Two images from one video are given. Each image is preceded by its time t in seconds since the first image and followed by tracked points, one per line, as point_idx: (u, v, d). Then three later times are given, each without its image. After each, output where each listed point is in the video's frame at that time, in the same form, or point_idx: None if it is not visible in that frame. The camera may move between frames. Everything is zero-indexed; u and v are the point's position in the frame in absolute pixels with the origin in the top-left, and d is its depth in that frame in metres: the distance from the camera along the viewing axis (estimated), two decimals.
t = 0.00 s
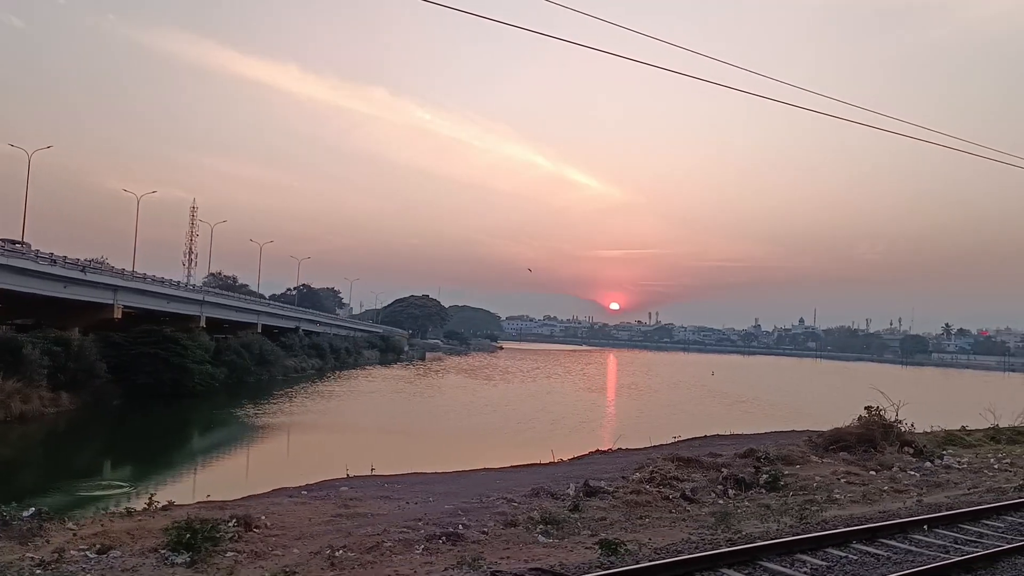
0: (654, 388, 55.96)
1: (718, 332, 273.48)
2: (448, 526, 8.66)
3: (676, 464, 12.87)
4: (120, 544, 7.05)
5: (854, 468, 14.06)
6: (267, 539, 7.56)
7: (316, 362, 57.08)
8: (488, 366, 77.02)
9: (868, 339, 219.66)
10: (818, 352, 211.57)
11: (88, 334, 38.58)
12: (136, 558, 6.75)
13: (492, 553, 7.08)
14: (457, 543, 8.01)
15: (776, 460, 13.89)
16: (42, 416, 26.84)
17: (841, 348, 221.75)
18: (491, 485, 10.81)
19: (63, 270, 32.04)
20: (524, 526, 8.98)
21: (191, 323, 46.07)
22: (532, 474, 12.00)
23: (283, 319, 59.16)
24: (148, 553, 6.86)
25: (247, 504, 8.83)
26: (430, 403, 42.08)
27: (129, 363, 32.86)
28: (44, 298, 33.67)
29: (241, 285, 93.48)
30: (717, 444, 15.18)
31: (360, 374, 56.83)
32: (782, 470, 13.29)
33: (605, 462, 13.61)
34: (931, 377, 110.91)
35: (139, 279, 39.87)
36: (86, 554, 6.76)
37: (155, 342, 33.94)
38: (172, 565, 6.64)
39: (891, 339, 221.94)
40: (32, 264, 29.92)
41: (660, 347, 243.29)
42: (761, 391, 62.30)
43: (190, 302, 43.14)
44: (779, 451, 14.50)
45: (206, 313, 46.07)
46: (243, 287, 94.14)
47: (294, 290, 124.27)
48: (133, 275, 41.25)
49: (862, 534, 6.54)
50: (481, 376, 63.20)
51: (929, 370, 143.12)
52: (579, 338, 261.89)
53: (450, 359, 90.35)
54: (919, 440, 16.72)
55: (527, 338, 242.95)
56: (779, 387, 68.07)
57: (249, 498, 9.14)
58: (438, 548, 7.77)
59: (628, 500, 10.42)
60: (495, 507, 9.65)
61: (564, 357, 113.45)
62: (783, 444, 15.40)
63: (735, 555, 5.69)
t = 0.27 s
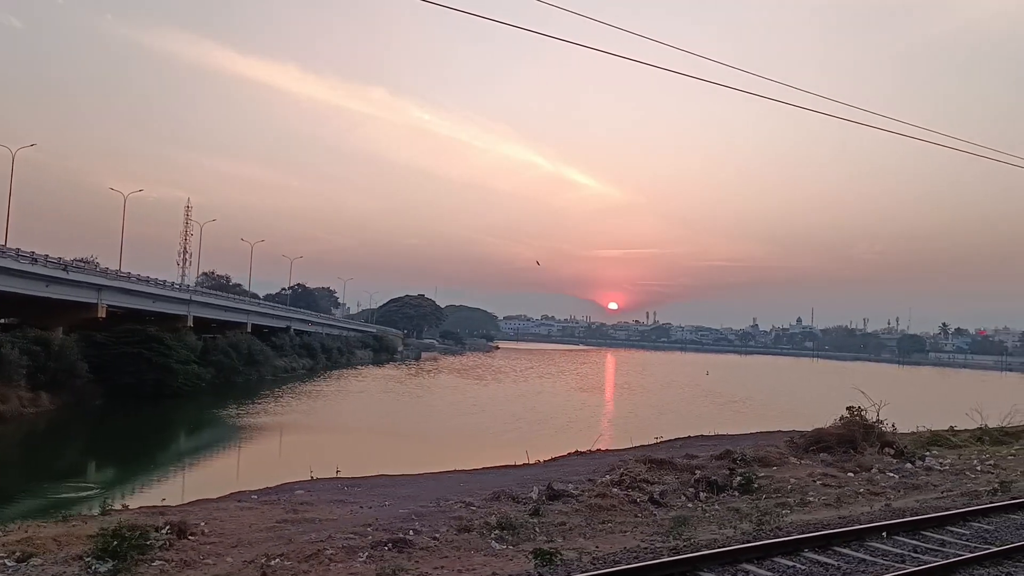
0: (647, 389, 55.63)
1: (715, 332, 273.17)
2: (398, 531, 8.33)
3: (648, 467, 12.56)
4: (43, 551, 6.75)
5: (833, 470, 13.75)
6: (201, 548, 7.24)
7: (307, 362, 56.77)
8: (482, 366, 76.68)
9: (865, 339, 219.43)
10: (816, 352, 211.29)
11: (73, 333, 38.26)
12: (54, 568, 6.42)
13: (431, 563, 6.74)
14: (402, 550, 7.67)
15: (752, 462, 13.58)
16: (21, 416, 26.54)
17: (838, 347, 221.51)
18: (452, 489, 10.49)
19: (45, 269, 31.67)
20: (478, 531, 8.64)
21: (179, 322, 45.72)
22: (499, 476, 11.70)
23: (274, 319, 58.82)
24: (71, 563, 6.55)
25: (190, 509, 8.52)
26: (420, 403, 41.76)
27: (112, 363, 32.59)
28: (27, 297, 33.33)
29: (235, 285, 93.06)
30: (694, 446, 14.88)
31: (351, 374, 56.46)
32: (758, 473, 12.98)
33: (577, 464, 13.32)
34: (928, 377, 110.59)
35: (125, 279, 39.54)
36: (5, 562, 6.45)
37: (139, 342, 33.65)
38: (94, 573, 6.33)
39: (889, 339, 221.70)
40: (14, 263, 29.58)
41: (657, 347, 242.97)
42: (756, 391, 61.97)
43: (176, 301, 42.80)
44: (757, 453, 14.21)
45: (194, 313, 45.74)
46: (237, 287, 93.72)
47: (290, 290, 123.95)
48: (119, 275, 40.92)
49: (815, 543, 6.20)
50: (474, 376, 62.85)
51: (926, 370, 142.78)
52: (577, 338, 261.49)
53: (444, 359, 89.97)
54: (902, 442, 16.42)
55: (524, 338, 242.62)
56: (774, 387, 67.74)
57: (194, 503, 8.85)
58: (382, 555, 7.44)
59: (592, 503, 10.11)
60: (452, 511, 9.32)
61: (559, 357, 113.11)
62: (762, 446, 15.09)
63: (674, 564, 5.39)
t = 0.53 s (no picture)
0: (639, 389, 55.31)
1: (713, 331, 272.93)
2: (345, 537, 8.02)
3: (620, 469, 12.25)
4: None
5: (811, 473, 13.43)
6: (131, 556, 6.94)
7: (299, 362, 56.50)
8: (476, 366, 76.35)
9: (863, 339, 219.06)
10: (813, 352, 210.89)
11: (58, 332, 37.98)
12: None
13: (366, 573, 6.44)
14: (344, 556, 7.37)
15: (728, 465, 13.25)
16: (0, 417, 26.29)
17: (836, 347, 221.17)
18: (411, 492, 10.16)
19: (28, 268, 31.38)
20: (430, 536, 8.33)
21: (167, 322, 45.44)
22: (464, 479, 11.40)
23: (265, 319, 58.52)
24: None
25: (131, 515, 8.26)
26: (409, 403, 41.47)
27: (95, 363, 32.35)
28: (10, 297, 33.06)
29: (228, 285, 92.73)
30: (671, 448, 14.56)
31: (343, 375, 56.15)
32: (732, 475, 12.66)
33: (549, 466, 13.03)
34: (925, 377, 110.21)
35: (111, 279, 39.24)
36: None
37: (122, 341, 33.41)
38: None
39: (887, 339, 221.34)
40: None
41: (655, 347, 242.62)
42: (750, 391, 61.62)
43: (164, 301, 42.51)
44: (734, 454, 13.90)
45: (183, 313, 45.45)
46: (230, 287, 93.38)
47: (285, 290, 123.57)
48: (105, 274, 40.64)
49: (763, 553, 5.89)
50: (467, 377, 62.56)
51: (923, 370, 142.41)
52: (574, 338, 261.13)
53: (438, 359, 89.63)
54: (884, 443, 16.12)
55: (522, 338, 242.27)
56: (769, 387, 67.41)
57: (136, 509, 8.60)
58: (321, 563, 7.13)
59: (554, 507, 9.79)
60: (407, 516, 8.99)
61: (555, 357, 112.74)
62: (740, 447, 14.79)
63: None
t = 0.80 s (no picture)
0: (632, 389, 55.01)
1: (712, 331, 272.48)
2: (288, 544, 7.72)
3: (591, 472, 11.94)
4: None
5: (788, 475, 13.11)
6: (56, 565, 6.66)
7: (291, 362, 56.24)
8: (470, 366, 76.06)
9: (861, 339, 218.71)
10: (812, 352, 210.55)
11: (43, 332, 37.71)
12: None
13: None
14: (283, 565, 7.06)
15: (704, 467, 12.96)
16: None
17: (834, 347, 220.81)
18: (369, 497, 9.83)
19: (11, 267, 31.10)
20: (379, 543, 8.01)
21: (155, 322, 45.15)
22: (428, 482, 11.09)
23: (258, 319, 58.23)
24: None
25: (67, 523, 7.99)
26: (399, 403, 41.14)
27: (79, 363, 32.11)
28: None
29: (223, 285, 92.42)
30: (647, 451, 14.26)
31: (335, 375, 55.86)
32: (706, 479, 12.35)
33: (519, 469, 12.72)
34: (923, 377, 109.84)
35: (98, 278, 38.96)
36: None
37: (106, 341, 33.19)
38: None
39: (885, 339, 221.02)
40: None
41: (653, 347, 242.31)
42: (745, 391, 61.27)
43: (152, 300, 42.21)
44: (710, 456, 13.60)
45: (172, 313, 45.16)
46: (225, 287, 93.13)
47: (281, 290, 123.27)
48: (92, 274, 40.37)
49: (702, 562, 5.59)
50: (460, 377, 62.23)
51: (921, 370, 142.05)
52: (573, 338, 260.83)
53: (434, 360, 89.29)
54: (867, 445, 15.81)
55: (520, 338, 241.93)
56: (765, 387, 67.07)
57: (75, 516, 8.35)
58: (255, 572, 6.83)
59: (515, 512, 9.46)
60: (359, 522, 8.66)
61: (551, 358, 112.41)
62: (717, 449, 14.48)
63: None
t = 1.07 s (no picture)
0: (625, 389, 54.63)
1: (710, 331, 272.18)
2: (227, 552, 7.42)
3: (559, 475, 11.63)
4: None
5: (764, 477, 12.78)
6: None
7: (282, 362, 55.97)
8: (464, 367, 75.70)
9: (860, 339, 218.25)
10: (810, 352, 210.05)
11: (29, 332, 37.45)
12: None
13: None
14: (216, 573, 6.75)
15: (678, 469, 12.64)
16: None
17: (833, 347, 220.37)
18: (324, 501, 9.53)
19: None
20: (324, 549, 7.68)
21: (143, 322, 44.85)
22: (390, 486, 10.77)
23: (249, 319, 57.93)
24: None
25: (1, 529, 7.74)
26: (387, 403, 40.84)
27: (62, 363, 31.88)
28: None
29: (217, 285, 92.10)
30: (622, 452, 13.94)
31: (326, 375, 55.55)
32: (679, 481, 12.02)
33: (487, 471, 12.42)
34: (920, 377, 109.32)
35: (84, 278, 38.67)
36: None
37: (90, 341, 32.97)
38: None
39: (884, 339, 220.60)
40: None
41: (651, 347, 241.94)
42: (739, 391, 60.85)
43: (140, 300, 41.90)
44: (686, 458, 13.27)
45: (161, 313, 44.85)
46: (219, 287, 92.81)
47: (276, 290, 122.91)
48: (78, 273, 40.10)
49: (639, 573, 5.30)
50: (453, 377, 61.92)
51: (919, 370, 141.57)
52: (571, 338, 260.45)
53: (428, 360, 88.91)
54: (848, 446, 15.50)
55: (518, 338, 241.55)
56: (760, 387, 66.62)
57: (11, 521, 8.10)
58: None
59: (473, 516, 9.13)
60: (307, 527, 8.33)
61: (547, 358, 112.00)
62: (694, 451, 14.15)
63: None
